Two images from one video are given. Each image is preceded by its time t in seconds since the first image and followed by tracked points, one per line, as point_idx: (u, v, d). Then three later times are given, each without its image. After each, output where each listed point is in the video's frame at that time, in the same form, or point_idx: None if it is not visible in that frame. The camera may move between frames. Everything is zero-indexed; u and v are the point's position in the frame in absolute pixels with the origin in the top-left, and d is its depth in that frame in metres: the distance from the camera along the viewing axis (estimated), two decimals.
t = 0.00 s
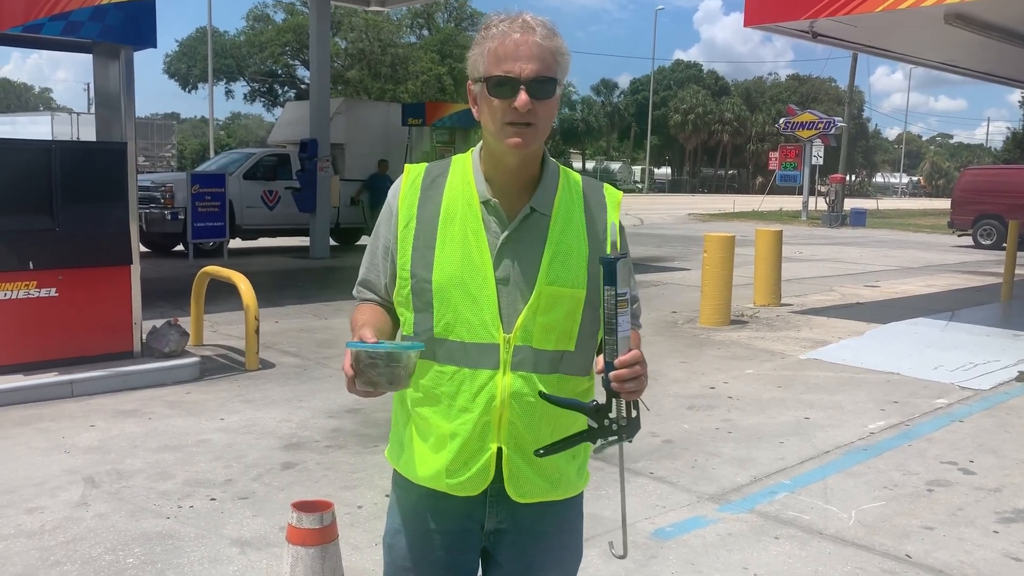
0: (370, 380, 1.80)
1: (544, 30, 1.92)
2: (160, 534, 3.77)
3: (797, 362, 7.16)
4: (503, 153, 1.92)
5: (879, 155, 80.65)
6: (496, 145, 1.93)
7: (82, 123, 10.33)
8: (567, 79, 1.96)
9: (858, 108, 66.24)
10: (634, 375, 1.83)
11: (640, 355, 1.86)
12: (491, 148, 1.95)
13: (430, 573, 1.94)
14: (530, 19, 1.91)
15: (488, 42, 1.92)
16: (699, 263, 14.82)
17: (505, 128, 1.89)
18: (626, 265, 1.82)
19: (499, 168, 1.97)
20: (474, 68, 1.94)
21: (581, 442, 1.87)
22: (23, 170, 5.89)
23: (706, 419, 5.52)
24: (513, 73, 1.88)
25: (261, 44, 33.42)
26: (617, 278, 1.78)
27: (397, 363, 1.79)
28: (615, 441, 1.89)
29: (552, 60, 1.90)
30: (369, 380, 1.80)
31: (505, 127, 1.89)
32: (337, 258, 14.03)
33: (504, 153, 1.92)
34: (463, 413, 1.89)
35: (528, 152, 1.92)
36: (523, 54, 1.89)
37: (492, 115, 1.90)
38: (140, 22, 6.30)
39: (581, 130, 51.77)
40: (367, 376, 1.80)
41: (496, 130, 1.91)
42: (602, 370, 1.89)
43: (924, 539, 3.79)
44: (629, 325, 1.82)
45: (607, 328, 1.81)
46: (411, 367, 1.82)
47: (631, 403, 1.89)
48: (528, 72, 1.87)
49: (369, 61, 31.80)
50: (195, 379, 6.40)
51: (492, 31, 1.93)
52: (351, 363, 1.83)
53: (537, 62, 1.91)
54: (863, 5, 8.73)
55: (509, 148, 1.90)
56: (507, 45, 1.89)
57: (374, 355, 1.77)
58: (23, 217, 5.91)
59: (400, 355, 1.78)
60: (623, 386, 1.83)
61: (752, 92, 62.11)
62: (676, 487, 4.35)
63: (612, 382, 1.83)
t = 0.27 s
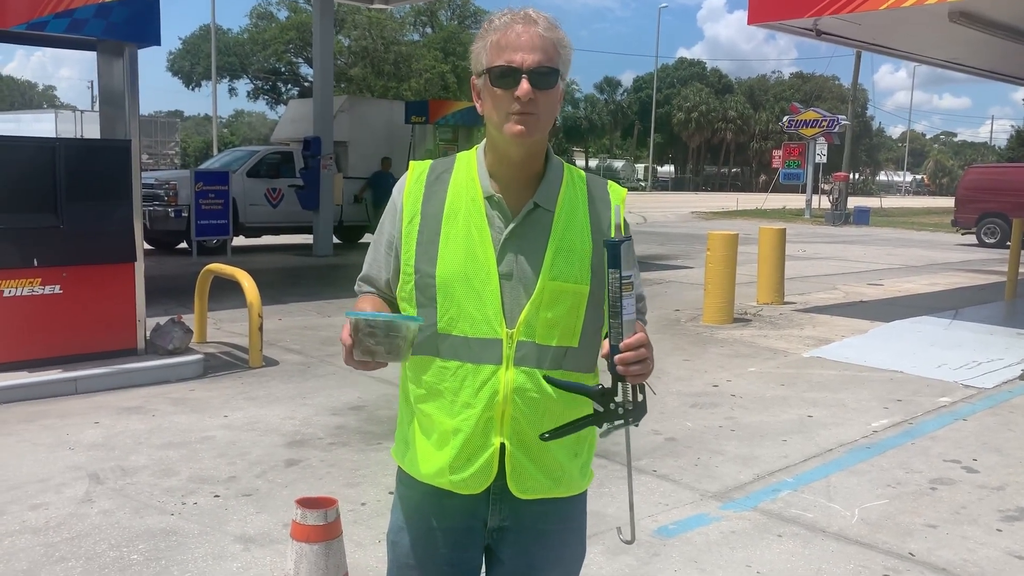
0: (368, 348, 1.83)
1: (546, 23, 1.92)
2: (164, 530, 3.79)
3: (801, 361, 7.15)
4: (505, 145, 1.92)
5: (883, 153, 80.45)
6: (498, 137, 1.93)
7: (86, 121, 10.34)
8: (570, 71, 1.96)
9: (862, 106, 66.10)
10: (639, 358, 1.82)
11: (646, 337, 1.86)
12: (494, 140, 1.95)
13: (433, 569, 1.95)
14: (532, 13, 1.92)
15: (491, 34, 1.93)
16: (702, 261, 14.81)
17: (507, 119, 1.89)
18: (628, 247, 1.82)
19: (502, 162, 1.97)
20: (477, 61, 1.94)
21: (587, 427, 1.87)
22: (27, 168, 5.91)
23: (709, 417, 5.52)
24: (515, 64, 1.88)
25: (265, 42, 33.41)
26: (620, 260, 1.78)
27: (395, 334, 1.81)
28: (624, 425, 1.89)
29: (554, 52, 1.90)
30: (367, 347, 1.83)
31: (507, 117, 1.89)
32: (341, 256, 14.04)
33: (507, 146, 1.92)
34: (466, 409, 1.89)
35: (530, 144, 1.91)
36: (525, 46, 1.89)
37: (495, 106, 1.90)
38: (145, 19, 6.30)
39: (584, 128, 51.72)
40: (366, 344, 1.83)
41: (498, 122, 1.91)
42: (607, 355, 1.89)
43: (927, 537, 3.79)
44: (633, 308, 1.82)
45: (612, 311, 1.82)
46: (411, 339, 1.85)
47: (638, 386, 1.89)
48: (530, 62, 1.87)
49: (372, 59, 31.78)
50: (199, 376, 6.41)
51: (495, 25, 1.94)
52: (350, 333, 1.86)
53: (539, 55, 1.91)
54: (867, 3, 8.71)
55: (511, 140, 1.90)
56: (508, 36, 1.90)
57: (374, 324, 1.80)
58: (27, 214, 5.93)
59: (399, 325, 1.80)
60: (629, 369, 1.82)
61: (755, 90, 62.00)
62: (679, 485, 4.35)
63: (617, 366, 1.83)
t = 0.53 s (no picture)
0: (368, 285, 1.82)
1: (549, 22, 1.93)
2: (169, 528, 3.80)
3: (804, 359, 7.15)
4: (509, 144, 1.93)
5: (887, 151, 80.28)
6: (501, 137, 1.93)
7: (91, 120, 10.36)
8: (572, 71, 1.96)
9: (866, 104, 65.97)
10: (646, 321, 1.85)
11: (652, 300, 1.88)
12: (497, 140, 1.95)
13: (437, 567, 1.95)
14: (535, 12, 1.93)
15: (493, 34, 1.94)
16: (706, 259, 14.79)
17: (510, 118, 1.89)
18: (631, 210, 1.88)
19: (506, 162, 1.98)
20: (480, 61, 1.95)
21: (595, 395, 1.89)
22: (32, 167, 5.94)
23: (713, 415, 5.52)
24: (518, 63, 1.89)
25: (268, 40, 33.42)
26: (623, 220, 1.84)
27: (398, 271, 1.81)
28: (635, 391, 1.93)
29: (557, 51, 1.91)
30: (365, 284, 1.82)
31: (510, 117, 1.89)
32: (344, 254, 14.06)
33: (510, 143, 1.93)
34: (469, 406, 1.90)
35: (533, 143, 1.92)
36: (528, 45, 1.90)
37: (498, 104, 1.91)
38: (149, 17, 6.31)
39: (588, 127, 51.69)
40: (365, 281, 1.82)
41: (501, 121, 1.91)
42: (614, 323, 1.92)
43: (931, 535, 3.79)
44: (638, 271, 1.87)
45: (616, 274, 1.87)
46: (411, 279, 1.85)
47: (646, 353, 1.94)
48: (532, 62, 1.87)
49: (376, 57, 31.73)
50: (204, 374, 6.43)
51: (498, 24, 1.95)
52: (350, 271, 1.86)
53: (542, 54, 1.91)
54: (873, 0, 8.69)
55: (513, 137, 1.90)
56: (511, 35, 1.90)
57: (373, 260, 1.79)
58: (32, 213, 5.95)
59: (400, 262, 1.81)
60: (636, 332, 1.85)
61: (760, 87, 61.87)
62: (683, 483, 4.35)
63: (625, 330, 1.86)
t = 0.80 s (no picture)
0: (375, 390, 1.79)
1: (556, 25, 1.93)
2: (175, 528, 3.81)
3: (809, 359, 7.14)
4: (513, 149, 1.93)
5: (893, 151, 80.09)
6: (506, 140, 1.93)
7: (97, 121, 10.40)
8: (578, 74, 1.96)
9: (871, 103, 65.83)
10: (649, 385, 1.82)
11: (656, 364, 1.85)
12: (502, 143, 1.96)
13: (441, 567, 1.96)
14: (542, 15, 1.92)
15: (499, 37, 1.94)
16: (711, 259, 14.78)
17: (515, 123, 1.90)
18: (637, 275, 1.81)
19: (510, 166, 1.98)
20: (486, 63, 1.95)
21: (597, 457, 1.88)
22: (38, 168, 5.95)
23: (718, 415, 5.52)
24: (523, 66, 1.89)
25: (273, 41, 33.52)
26: (628, 288, 1.77)
27: (403, 375, 1.78)
28: (633, 454, 1.90)
29: (563, 55, 1.91)
30: (373, 389, 1.79)
31: (514, 121, 1.89)
32: (349, 255, 14.08)
33: (514, 147, 1.93)
34: (475, 409, 1.90)
35: (538, 147, 1.92)
36: (534, 49, 1.90)
37: (503, 107, 1.91)
38: (154, 19, 6.33)
39: (592, 127, 51.68)
40: (372, 386, 1.79)
41: (505, 125, 1.91)
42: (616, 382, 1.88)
43: (937, 535, 3.78)
44: (641, 335, 1.82)
45: (620, 339, 1.81)
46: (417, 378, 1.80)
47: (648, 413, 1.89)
48: (538, 66, 1.87)
49: (380, 58, 31.87)
50: (209, 375, 6.45)
51: (504, 26, 1.95)
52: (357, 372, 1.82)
53: (548, 57, 1.91)
54: None
55: (518, 142, 1.90)
56: (517, 38, 1.91)
57: (379, 366, 1.77)
58: (38, 214, 5.96)
59: (405, 366, 1.76)
60: (639, 398, 1.83)
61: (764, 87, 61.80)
62: (688, 484, 4.35)
63: (627, 395, 1.83)
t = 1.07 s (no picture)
0: (394, 415, 1.79)
1: (563, 31, 1.93)
2: (182, 531, 3.82)
3: (816, 361, 7.13)
4: (520, 155, 1.94)
5: (899, 152, 79.88)
6: (513, 147, 1.94)
7: (103, 125, 10.45)
8: (586, 79, 1.97)
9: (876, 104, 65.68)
10: (644, 401, 1.83)
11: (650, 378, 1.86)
12: (509, 149, 1.96)
13: (449, 569, 1.96)
14: (549, 21, 1.92)
15: (506, 42, 1.94)
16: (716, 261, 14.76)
17: (523, 130, 1.90)
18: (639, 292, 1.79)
19: (516, 171, 1.99)
20: (493, 69, 1.95)
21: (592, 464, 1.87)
22: (45, 172, 5.97)
23: (724, 418, 5.51)
24: (531, 74, 1.89)
25: (279, 44, 33.62)
26: (630, 305, 1.76)
27: (421, 399, 1.78)
28: (625, 461, 1.89)
29: (570, 61, 1.91)
30: (393, 414, 1.79)
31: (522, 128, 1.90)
32: (355, 257, 14.11)
33: (521, 154, 1.94)
34: (482, 414, 1.91)
35: (546, 154, 1.93)
36: (542, 55, 1.90)
37: (509, 115, 1.91)
38: (160, 23, 6.37)
39: (597, 129, 51.69)
40: (391, 411, 1.79)
41: (512, 132, 1.92)
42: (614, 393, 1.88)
43: (944, 538, 3.77)
44: (641, 350, 1.80)
45: (620, 353, 1.80)
46: (434, 400, 1.81)
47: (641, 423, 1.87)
48: (546, 73, 1.88)
49: (385, 61, 31.97)
50: (216, 377, 6.47)
51: (511, 32, 1.95)
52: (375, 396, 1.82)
53: (555, 64, 1.92)
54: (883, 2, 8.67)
55: (526, 148, 1.91)
56: (525, 45, 1.91)
57: (400, 391, 1.77)
58: (45, 218, 5.99)
59: (423, 392, 1.77)
60: (634, 411, 1.83)
61: (769, 89, 61.72)
62: (695, 486, 4.35)
63: (624, 407, 1.83)
